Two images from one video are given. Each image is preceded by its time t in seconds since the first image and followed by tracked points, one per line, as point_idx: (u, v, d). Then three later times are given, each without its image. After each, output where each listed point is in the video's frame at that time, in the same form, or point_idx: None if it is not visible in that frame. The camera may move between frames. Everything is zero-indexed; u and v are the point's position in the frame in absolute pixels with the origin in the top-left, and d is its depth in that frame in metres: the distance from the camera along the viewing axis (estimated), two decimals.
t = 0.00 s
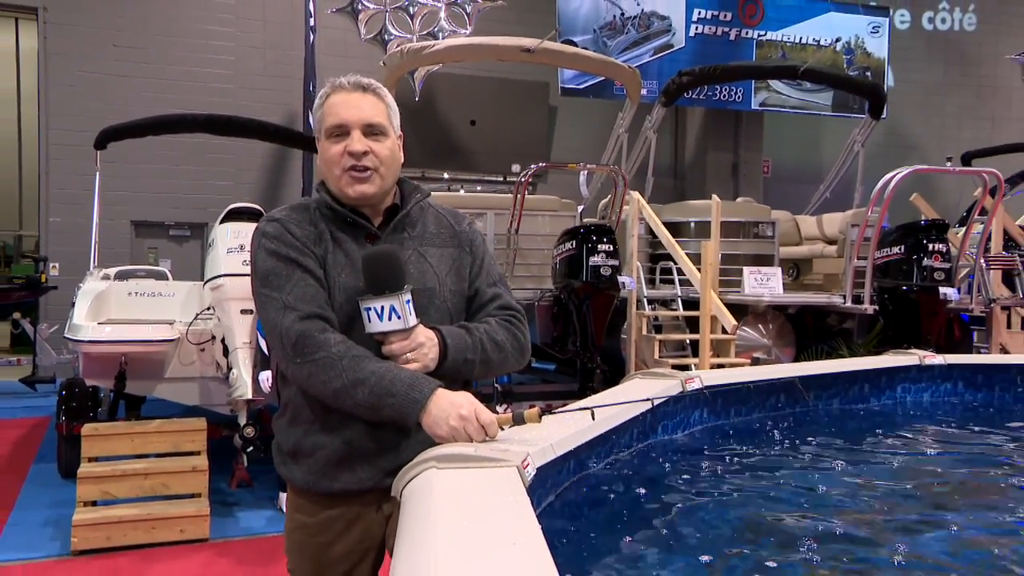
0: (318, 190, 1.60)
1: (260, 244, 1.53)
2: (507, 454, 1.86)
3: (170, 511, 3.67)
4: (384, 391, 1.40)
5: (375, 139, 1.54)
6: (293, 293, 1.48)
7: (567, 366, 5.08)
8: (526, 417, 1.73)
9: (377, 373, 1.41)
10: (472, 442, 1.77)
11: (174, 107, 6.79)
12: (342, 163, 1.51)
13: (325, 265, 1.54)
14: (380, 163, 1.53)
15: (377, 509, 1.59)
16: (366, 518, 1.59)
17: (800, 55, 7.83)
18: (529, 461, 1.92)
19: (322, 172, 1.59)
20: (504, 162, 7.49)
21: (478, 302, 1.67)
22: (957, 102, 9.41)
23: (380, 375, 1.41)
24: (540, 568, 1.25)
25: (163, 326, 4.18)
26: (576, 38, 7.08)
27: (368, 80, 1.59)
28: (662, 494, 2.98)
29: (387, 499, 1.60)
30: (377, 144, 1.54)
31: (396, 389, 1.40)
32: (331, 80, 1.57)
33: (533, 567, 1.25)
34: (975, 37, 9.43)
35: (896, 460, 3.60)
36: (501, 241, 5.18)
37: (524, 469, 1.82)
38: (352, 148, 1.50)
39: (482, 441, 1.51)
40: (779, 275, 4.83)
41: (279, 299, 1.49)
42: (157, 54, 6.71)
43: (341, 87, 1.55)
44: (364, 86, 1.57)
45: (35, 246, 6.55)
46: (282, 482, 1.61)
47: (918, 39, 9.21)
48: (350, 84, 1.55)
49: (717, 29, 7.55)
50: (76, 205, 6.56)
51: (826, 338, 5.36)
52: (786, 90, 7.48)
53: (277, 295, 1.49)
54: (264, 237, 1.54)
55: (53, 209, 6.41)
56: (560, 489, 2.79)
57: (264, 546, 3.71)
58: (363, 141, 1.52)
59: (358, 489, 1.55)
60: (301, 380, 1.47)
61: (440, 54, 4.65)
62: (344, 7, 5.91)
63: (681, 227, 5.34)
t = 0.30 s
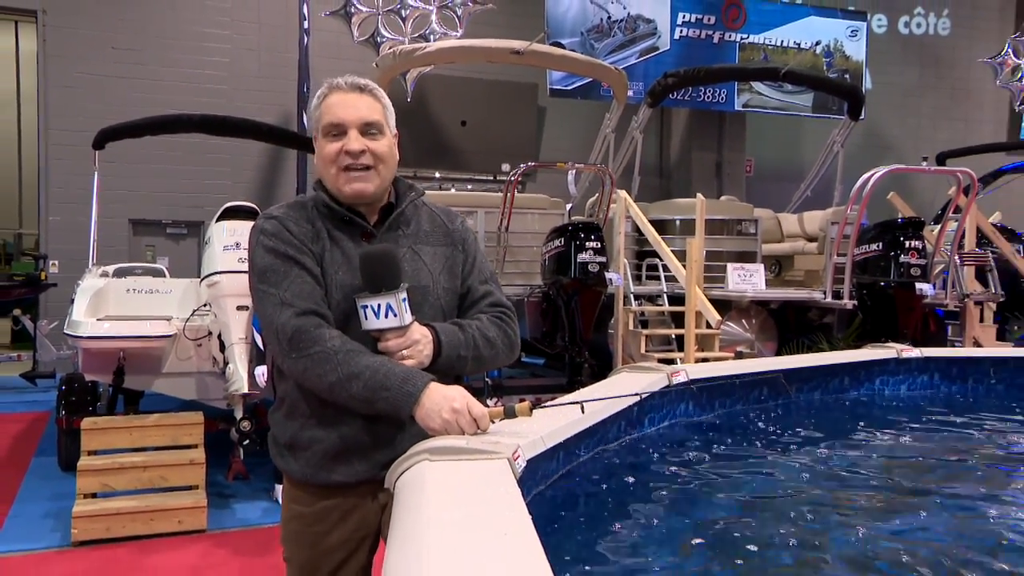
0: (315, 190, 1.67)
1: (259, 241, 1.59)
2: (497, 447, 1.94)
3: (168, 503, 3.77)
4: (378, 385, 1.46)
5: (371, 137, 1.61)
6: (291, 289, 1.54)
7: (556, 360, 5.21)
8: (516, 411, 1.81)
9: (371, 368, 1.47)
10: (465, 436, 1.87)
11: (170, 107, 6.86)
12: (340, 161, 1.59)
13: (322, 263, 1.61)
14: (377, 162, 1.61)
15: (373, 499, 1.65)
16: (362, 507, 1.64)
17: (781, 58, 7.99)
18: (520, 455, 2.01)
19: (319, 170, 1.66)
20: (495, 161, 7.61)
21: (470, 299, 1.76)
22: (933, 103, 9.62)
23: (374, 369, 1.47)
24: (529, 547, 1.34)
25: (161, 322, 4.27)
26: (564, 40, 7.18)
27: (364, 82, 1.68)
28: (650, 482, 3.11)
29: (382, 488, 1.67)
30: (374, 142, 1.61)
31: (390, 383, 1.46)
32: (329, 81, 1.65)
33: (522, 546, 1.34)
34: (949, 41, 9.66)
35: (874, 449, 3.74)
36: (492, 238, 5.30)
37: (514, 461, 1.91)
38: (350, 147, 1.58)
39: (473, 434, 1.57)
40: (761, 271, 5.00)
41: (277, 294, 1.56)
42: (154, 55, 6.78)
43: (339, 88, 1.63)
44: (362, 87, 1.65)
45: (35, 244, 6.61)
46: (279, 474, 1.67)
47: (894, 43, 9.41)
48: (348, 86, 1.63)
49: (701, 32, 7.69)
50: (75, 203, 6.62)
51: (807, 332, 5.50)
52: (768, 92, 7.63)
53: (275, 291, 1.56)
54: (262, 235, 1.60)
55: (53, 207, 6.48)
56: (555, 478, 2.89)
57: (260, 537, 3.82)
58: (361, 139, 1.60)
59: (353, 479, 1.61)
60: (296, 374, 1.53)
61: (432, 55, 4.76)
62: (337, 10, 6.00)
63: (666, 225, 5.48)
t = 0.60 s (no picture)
0: (308, 192, 1.74)
1: (255, 243, 1.67)
2: (486, 443, 1.96)
3: (166, 498, 3.87)
4: (371, 383, 1.54)
5: (362, 139, 1.68)
6: (285, 289, 1.62)
7: (546, 358, 5.34)
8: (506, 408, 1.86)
9: (364, 366, 1.56)
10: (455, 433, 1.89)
11: (167, 110, 6.94)
12: (332, 162, 1.66)
13: (316, 263, 1.69)
14: (367, 163, 1.67)
15: (366, 494, 1.75)
16: (356, 502, 1.74)
17: (763, 64, 8.15)
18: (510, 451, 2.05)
19: (312, 172, 1.74)
20: (485, 163, 7.73)
21: (462, 297, 1.84)
22: (909, 109, 9.83)
23: (367, 368, 1.55)
24: (518, 544, 1.37)
25: (158, 321, 4.36)
26: (554, 45, 7.30)
27: (355, 84, 1.74)
28: (637, 474, 3.22)
29: (375, 484, 1.75)
30: (364, 144, 1.68)
31: (382, 379, 1.54)
32: (322, 84, 1.72)
33: (511, 543, 1.37)
34: (924, 48, 9.88)
35: (851, 442, 3.89)
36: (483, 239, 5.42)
37: (506, 457, 1.94)
38: (341, 149, 1.65)
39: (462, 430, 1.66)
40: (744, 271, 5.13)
41: (272, 295, 1.64)
42: (153, 59, 6.85)
43: (331, 91, 1.70)
44: (353, 90, 1.72)
45: (34, 245, 6.68)
46: (278, 469, 1.78)
47: (871, 50, 9.61)
48: (340, 89, 1.70)
49: (686, 38, 7.88)
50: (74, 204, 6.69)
51: (789, 330, 5.67)
52: (751, 97, 7.79)
53: (270, 291, 1.64)
54: (257, 236, 1.68)
55: (52, 209, 6.55)
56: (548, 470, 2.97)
57: (256, 531, 3.92)
58: (352, 141, 1.67)
59: (345, 475, 1.71)
60: (292, 372, 1.62)
61: (425, 60, 4.86)
62: (331, 16, 6.11)
63: (652, 225, 5.62)
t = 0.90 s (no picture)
0: (304, 194, 1.80)
1: (252, 242, 1.71)
2: (480, 441, 2.06)
3: (164, 494, 3.96)
4: (366, 379, 1.59)
5: (356, 142, 1.74)
6: (282, 287, 1.66)
7: (537, 356, 5.46)
8: (497, 407, 1.95)
9: (358, 364, 1.60)
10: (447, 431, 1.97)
11: (165, 114, 7.02)
12: (327, 164, 1.71)
13: (312, 262, 1.74)
14: (360, 166, 1.73)
15: (360, 492, 1.79)
16: (349, 499, 1.78)
17: (748, 70, 8.30)
18: (502, 447, 2.14)
19: (308, 174, 1.79)
20: (477, 166, 7.86)
21: (455, 296, 1.90)
22: (888, 115, 10.00)
23: (361, 364, 1.60)
24: (508, 534, 1.47)
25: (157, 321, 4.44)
26: (545, 51, 7.41)
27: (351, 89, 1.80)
28: (626, 469, 3.34)
29: (368, 482, 1.79)
30: (359, 147, 1.74)
31: (377, 377, 1.59)
32: (320, 88, 1.78)
33: (502, 534, 1.47)
34: (903, 56, 10.07)
35: (833, 437, 4.02)
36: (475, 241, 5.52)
37: (497, 453, 2.04)
38: (337, 151, 1.70)
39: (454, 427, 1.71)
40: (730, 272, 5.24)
41: (269, 292, 1.68)
42: (151, 64, 6.94)
43: (329, 95, 1.76)
44: (348, 95, 1.78)
45: (34, 247, 6.76)
46: (273, 467, 1.81)
47: (852, 57, 9.80)
48: (337, 94, 1.76)
49: (674, 44, 7.97)
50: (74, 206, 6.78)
51: (773, 330, 5.77)
52: (737, 102, 7.94)
53: (267, 289, 1.68)
54: (254, 236, 1.73)
55: (51, 211, 6.63)
56: (540, 465, 3.08)
57: (252, 527, 4.01)
58: (346, 143, 1.72)
59: (339, 473, 1.75)
60: (289, 368, 1.66)
61: (418, 65, 4.96)
62: (326, 22, 6.22)
63: (641, 227, 5.75)
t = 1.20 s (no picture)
0: (300, 195, 1.76)
1: (247, 242, 1.68)
2: (473, 439, 2.16)
3: (164, 492, 4.06)
4: (360, 378, 1.56)
5: (350, 144, 1.71)
6: (278, 286, 1.63)
7: (529, 356, 5.56)
8: (492, 403, 1.95)
9: (354, 363, 1.57)
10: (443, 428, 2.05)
11: (163, 119, 7.11)
12: (320, 163, 1.69)
13: (307, 262, 1.70)
14: (354, 166, 1.70)
15: (357, 490, 1.75)
16: (346, 497, 1.75)
17: (735, 76, 8.44)
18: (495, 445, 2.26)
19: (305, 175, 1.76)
20: (471, 170, 7.93)
21: (450, 296, 1.86)
22: (869, 121, 10.19)
23: (356, 364, 1.57)
24: (501, 527, 1.53)
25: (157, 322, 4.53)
26: (536, 57, 7.54)
27: (347, 92, 1.78)
28: (617, 465, 3.45)
29: (365, 480, 1.77)
30: (354, 149, 1.71)
31: (371, 376, 1.56)
32: (320, 91, 1.77)
33: (495, 527, 1.53)
34: (884, 63, 10.27)
35: (816, 432, 4.14)
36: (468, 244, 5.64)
37: (490, 450, 2.14)
38: (331, 151, 1.68)
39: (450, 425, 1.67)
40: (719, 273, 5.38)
41: (265, 292, 1.64)
42: (151, 70, 7.04)
43: (329, 98, 1.74)
44: (344, 97, 1.76)
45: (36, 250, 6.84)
46: (272, 466, 1.78)
47: (836, 63, 9.99)
48: (337, 97, 1.75)
49: (662, 51, 8.10)
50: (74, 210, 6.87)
51: (761, 329, 5.92)
52: (725, 107, 8.09)
53: (263, 288, 1.64)
54: (250, 235, 1.69)
55: (53, 214, 6.71)
56: (534, 462, 3.18)
57: (251, 524, 4.11)
58: (340, 145, 1.70)
59: (335, 471, 1.71)
60: (285, 367, 1.62)
61: (412, 71, 5.07)
62: (322, 29, 6.34)
63: (631, 230, 5.88)
